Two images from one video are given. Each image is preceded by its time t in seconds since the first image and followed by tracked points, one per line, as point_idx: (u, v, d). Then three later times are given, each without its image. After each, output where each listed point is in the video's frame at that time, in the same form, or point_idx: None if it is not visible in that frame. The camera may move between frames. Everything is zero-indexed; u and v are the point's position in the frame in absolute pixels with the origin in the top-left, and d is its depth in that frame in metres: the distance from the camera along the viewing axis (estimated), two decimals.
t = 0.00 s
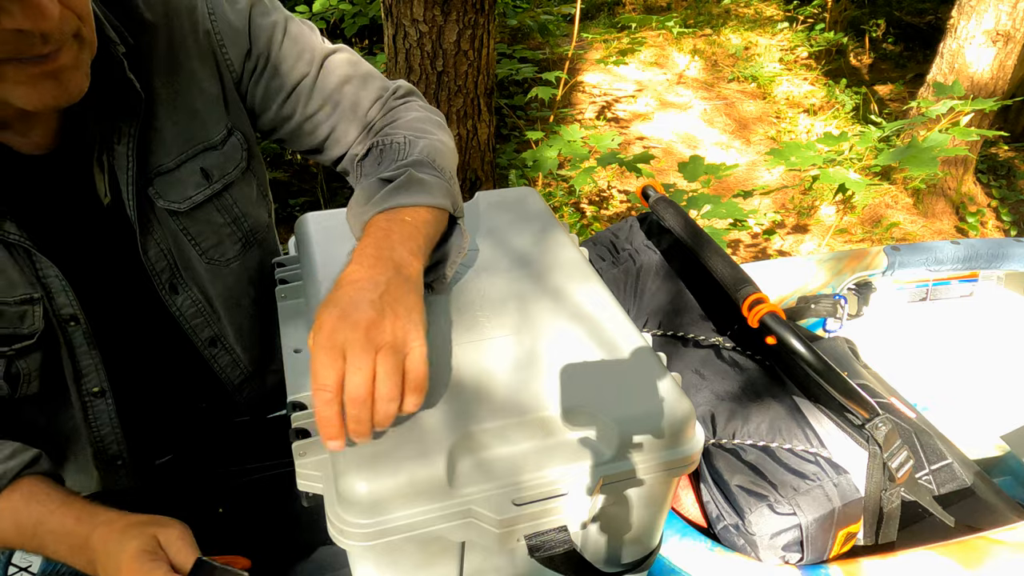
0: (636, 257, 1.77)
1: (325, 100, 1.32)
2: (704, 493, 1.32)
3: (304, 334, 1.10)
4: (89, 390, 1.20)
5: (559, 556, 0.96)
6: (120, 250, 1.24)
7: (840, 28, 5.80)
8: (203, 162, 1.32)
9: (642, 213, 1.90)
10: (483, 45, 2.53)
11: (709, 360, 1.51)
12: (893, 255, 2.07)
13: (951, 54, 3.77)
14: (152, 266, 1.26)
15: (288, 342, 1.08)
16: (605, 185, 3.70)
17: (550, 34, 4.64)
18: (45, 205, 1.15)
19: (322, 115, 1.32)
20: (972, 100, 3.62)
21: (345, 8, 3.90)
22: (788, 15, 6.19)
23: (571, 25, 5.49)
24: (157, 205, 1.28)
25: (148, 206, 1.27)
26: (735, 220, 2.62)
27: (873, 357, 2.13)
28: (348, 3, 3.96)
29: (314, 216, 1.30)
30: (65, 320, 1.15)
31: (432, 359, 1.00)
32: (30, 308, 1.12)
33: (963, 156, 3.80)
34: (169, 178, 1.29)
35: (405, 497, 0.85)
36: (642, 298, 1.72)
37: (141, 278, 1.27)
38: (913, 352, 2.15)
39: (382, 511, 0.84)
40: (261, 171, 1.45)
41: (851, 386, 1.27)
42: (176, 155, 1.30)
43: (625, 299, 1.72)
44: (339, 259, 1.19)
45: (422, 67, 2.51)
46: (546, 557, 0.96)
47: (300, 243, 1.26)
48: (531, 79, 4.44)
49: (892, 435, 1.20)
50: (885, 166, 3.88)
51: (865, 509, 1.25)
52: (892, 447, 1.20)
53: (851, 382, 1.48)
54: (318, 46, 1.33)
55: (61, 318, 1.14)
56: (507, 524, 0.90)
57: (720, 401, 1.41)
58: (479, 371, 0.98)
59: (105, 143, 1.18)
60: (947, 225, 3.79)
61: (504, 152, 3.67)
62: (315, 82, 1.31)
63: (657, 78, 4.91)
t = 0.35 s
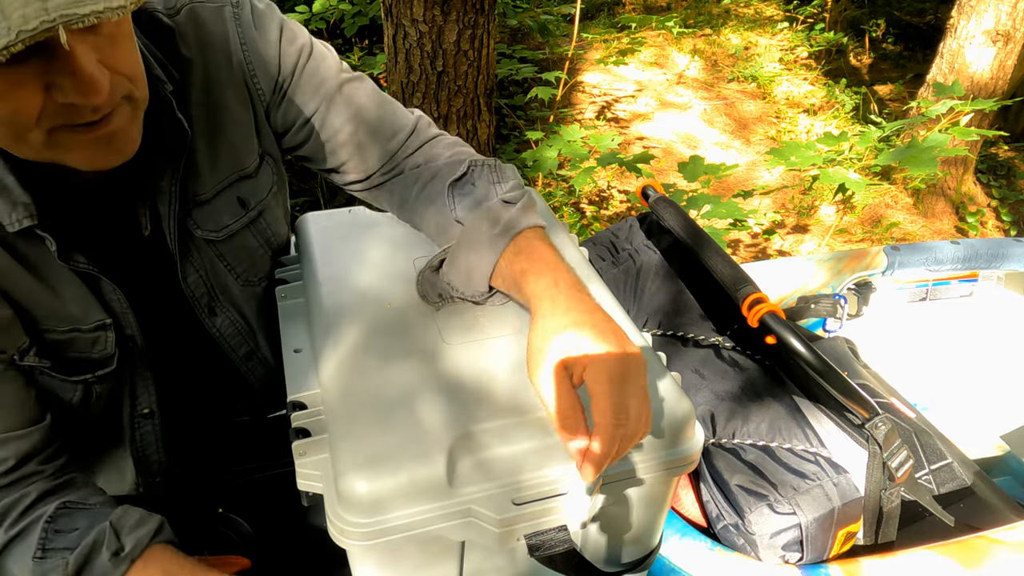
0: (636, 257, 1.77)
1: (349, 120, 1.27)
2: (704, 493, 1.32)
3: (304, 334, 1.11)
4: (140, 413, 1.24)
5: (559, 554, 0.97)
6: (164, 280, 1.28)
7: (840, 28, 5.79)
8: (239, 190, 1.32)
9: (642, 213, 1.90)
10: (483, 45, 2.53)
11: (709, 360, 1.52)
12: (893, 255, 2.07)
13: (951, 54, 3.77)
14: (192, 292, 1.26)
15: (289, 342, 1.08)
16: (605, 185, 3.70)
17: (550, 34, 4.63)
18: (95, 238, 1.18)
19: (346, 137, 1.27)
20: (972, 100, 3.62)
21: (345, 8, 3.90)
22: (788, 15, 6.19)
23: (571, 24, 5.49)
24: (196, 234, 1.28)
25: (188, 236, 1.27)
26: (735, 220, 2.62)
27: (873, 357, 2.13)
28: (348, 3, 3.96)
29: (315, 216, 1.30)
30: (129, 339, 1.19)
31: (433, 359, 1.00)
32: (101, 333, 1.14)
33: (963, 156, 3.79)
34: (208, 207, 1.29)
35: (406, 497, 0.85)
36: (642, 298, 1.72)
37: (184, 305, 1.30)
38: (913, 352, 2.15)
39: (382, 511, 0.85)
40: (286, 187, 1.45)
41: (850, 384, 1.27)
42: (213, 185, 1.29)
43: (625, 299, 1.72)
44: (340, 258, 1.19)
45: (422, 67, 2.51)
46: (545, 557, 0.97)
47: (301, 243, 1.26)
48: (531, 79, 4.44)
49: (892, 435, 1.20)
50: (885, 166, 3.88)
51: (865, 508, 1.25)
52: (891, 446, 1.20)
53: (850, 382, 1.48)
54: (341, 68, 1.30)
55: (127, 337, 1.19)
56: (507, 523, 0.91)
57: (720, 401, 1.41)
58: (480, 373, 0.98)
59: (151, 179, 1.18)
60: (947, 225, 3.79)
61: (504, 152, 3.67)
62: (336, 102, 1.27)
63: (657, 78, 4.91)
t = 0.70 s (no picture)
0: (636, 257, 1.77)
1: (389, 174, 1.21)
2: (703, 493, 1.33)
3: (304, 335, 1.11)
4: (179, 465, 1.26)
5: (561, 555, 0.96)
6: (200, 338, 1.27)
7: (840, 28, 5.79)
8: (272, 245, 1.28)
9: (642, 213, 1.89)
10: (483, 45, 2.53)
11: (709, 360, 1.52)
12: (893, 255, 2.07)
13: (951, 54, 3.77)
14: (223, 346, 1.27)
15: (288, 343, 1.08)
16: (605, 185, 3.70)
17: (550, 34, 4.63)
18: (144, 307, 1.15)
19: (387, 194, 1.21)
20: (972, 100, 3.62)
21: (345, 8, 3.90)
22: (788, 15, 6.19)
23: (571, 24, 5.49)
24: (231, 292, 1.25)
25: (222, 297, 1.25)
26: (735, 220, 2.62)
27: (873, 357, 2.13)
28: (348, 3, 3.96)
29: (316, 218, 1.32)
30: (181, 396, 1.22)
31: (433, 359, 1.00)
32: (161, 398, 1.17)
33: (963, 155, 3.80)
34: (243, 266, 1.25)
35: (406, 497, 0.85)
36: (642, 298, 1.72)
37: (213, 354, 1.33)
38: (912, 352, 2.15)
39: (382, 511, 0.85)
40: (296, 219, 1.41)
41: (850, 384, 1.27)
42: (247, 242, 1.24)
43: (625, 299, 1.72)
44: (341, 258, 1.20)
45: (422, 67, 2.51)
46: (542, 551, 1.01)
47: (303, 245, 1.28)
48: (531, 79, 4.44)
49: (892, 435, 1.20)
50: (885, 166, 3.88)
51: (864, 508, 1.25)
52: (891, 446, 1.20)
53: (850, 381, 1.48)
54: (376, 112, 1.22)
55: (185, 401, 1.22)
56: (507, 524, 0.91)
57: (720, 401, 1.41)
58: (480, 372, 0.99)
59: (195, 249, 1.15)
60: (947, 225, 3.79)
61: (504, 152, 3.67)
62: (375, 156, 1.20)
63: (657, 78, 4.91)
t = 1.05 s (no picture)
0: (637, 258, 1.77)
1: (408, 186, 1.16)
2: (705, 495, 1.32)
3: (305, 337, 1.11)
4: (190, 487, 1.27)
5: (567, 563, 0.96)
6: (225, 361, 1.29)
7: (840, 28, 5.79)
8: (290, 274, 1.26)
9: (644, 213, 1.89)
10: (483, 45, 2.52)
11: (710, 361, 1.51)
12: (894, 255, 2.07)
13: (951, 54, 3.76)
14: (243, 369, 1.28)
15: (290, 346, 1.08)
16: (605, 185, 3.70)
17: (550, 34, 4.62)
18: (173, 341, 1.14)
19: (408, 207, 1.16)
20: (972, 100, 3.61)
21: (345, 8, 3.90)
22: (788, 15, 6.19)
23: (571, 24, 5.48)
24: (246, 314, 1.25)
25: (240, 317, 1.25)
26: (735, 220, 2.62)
27: (873, 357, 2.13)
28: (347, 2, 3.96)
29: (324, 218, 1.31)
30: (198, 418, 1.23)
31: (434, 361, 1.00)
32: (182, 423, 1.21)
33: (964, 156, 3.79)
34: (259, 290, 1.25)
35: (408, 501, 0.85)
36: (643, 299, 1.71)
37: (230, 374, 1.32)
38: (913, 353, 2.15)
39: (385, 515, 0.85)
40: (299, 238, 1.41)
41: (852, 387, 1.27)
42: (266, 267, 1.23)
43: (626, 300, 1.72)
44: (343, 264, 1.20)
45: (422, 67, 2.51)
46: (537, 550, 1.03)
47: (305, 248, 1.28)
48: (531, 79, 4.44)
49: (894, 438, 1.20)
50: (885, 166, 3.88)
51: (866, 511, 1.25)
52: (894, 449, 1.20)
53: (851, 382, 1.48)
54: (389, 123, 1.17)
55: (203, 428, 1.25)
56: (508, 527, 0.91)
57: (721, 402, 1.41)
58: (482, 375, 0.99)
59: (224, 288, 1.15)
60: (947, 225, 3.79)
61: (504, 152, 3.67)
62: (394, 164, 1.14)
63: (657, 78, 4.91)
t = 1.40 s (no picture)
0: (635, 257, 1.76)
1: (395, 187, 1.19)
2: (703, 491, 1.32)
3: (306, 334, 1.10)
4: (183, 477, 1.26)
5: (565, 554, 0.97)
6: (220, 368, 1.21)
7: (840, 28, 5.79)
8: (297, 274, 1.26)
9: (642, 212, 1.88)
10: (483, 45, 2.53)
11: (708, 359, 1.52)
12: (893, 255, 2.06)
13: (951, 54, 3.76)
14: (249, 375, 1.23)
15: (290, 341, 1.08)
16: (605, 185, 3.70)
17: (550, 34, 4.62)
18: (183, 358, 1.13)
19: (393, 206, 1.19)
20: (972, 100, 3.62)
21: (345, 8, 3.90)
22: (788, 15, 6.19)
23: (571, 24, 5.49)
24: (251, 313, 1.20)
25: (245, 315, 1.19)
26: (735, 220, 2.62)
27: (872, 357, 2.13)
28: (348, 2, 3.96)
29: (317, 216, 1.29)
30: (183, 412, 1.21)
31: (433, 357, 1.00)
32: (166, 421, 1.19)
33: (964, 156, 3.80)
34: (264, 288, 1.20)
35: (407, 495, 0.86)
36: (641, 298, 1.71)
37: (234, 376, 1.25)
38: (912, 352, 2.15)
39: (384, 508, 0.85)
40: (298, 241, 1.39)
41: (850, 384, 1.27)
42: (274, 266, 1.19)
43: (624, 299, 1.72)
44: (342, 257, 1.19)
45: (422, 67, 2.52)
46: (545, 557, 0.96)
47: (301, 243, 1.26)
48: (531, 79, 4.44)
49: (891, 433, 1.21)
50: (885, 166, 3.89)
51: (864, 506, 1.25)
52: (891, 444, 1.20)
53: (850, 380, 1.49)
54: (373, 123, 1.20)
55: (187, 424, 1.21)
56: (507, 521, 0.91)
57: (719, 400, 1.41)
58: (481, 370, 0.99)
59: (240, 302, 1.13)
60: (947, 225, 3.79)
61: (504, 152, 3.67)
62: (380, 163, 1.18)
63: (657, 78, 4.91)
